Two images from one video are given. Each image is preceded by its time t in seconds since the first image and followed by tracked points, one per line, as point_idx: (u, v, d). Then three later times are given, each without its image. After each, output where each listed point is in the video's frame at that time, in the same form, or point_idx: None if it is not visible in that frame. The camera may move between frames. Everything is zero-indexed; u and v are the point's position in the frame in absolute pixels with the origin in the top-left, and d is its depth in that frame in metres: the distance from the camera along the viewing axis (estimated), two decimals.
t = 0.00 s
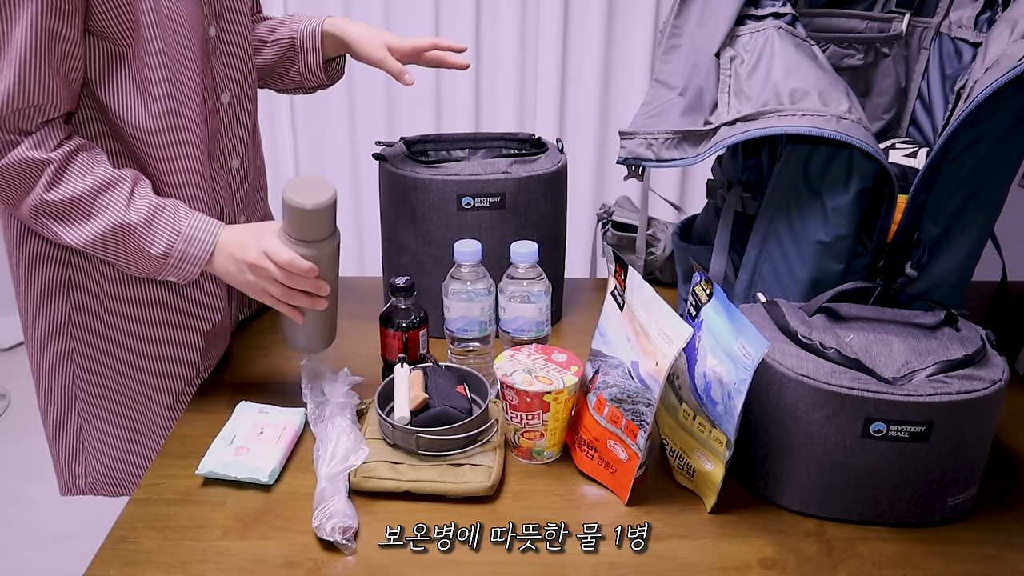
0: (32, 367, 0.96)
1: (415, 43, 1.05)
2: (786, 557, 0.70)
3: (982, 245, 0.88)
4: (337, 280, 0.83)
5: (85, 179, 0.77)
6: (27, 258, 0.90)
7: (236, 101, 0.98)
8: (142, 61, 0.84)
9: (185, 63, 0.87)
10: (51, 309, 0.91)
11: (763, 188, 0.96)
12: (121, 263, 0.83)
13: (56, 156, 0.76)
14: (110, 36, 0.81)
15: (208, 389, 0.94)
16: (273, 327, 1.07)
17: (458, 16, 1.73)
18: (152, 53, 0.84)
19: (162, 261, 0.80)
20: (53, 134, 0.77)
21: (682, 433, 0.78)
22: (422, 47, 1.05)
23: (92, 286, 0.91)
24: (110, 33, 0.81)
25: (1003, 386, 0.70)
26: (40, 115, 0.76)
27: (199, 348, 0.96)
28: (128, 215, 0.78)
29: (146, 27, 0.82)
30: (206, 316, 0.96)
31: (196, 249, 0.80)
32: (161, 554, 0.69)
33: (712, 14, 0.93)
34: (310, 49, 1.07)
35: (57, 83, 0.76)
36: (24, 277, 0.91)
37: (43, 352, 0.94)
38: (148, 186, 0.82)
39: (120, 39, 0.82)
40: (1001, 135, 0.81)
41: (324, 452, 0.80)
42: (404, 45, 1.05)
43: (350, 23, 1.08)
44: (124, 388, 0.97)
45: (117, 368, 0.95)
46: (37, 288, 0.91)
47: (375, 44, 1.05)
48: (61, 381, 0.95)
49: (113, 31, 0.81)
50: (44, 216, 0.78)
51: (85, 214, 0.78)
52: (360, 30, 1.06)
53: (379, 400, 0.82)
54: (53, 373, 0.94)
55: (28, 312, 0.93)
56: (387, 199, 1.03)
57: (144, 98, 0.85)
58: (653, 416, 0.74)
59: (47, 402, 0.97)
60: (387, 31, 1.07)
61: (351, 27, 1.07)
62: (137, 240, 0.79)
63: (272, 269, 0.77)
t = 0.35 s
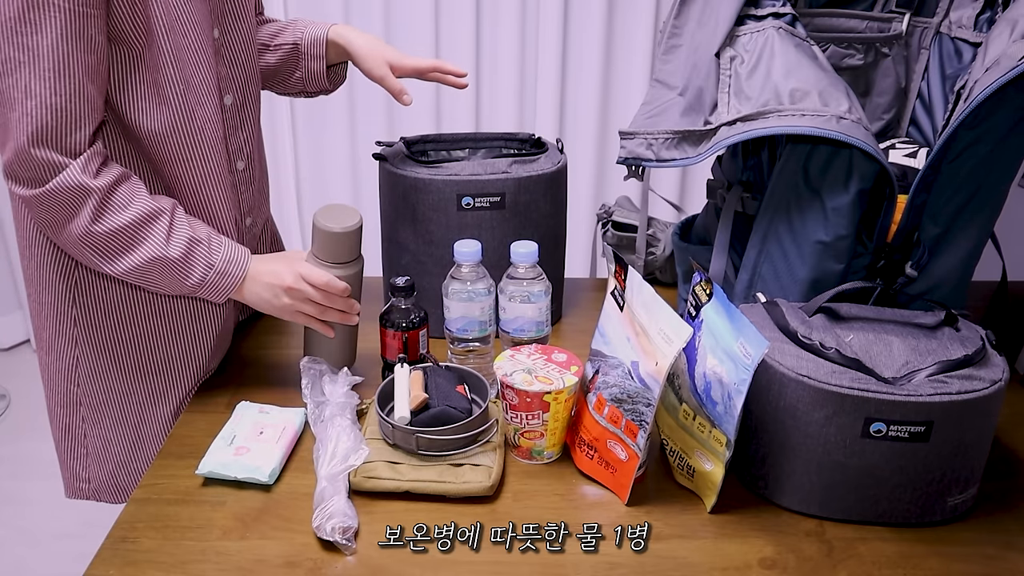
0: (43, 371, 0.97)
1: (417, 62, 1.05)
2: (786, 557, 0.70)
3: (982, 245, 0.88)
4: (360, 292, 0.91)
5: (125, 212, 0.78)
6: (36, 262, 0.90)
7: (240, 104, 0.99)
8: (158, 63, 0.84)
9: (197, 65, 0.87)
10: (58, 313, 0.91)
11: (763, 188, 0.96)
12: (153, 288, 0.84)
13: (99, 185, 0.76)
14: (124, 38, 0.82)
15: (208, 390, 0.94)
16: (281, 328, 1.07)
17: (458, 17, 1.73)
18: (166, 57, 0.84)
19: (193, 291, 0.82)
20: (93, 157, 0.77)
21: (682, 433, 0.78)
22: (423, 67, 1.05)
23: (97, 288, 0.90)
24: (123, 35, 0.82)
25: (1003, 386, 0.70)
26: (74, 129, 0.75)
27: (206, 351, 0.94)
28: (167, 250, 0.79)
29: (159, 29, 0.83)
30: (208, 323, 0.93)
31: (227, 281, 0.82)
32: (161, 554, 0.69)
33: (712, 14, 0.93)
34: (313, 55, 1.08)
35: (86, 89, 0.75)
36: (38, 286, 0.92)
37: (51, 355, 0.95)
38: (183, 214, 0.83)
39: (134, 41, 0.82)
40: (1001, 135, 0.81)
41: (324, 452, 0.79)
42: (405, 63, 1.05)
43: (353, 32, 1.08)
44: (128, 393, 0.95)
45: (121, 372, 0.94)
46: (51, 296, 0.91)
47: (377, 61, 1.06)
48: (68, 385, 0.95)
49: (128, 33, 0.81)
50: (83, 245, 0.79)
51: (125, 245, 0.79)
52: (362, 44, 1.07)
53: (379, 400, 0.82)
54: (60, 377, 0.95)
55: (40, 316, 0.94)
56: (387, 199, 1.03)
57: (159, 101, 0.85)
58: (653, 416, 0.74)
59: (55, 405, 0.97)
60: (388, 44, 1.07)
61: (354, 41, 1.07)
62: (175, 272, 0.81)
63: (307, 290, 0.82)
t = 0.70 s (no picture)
0: (46, 370, 0.97)
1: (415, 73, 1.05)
2: (786, 556, 0.70)
3: (982, 245, 0.88)
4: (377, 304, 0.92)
5: (148, 218, 0.78)
6: (42, 261, 0.90)
7: (243, 106, 0.98)
8: (165, 63, 0.84)
9: (201, 65, 0.87)
10: (64, 312, 0.91)
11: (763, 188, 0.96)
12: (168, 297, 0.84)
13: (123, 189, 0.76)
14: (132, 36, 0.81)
15: (208, 390, 0.94)
16: (283, 327, 1.07)
17: (458, 17, 1.73)
18: (171, 56, 0.84)
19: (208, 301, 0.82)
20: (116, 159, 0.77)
21: (682, 433, 0.78)
22: (423, 80, 1.05)
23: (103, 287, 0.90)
24: (132, 33, 0.81)
25: (1003, 386, 0.70)
26: (93, 127, 0.75)
27: (211, 350, 0.94)
28: (187, 259, 0.80)
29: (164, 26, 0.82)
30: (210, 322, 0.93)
31: (243, 293, 0.82)
32: (161, 553, 0.69)
33: (712, 14, 0.93)
34: (317, 59, 1.08)
35: (104, 86, 0.75)
36: (47, 287, 0.92)
37: (54, 354, 0.94)
38: (201, 224, 0.83)
39: (143, 40, 0.82)
40: (1001, 135, 0.81)
41: (324, 452, 0.79)
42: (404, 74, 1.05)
43: (358, 38, 1.08)
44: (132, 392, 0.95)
45: (125, 372, 0.94)
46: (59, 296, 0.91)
47: (377, 67, 1.05)
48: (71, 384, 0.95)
49: (137, 30, 0.81)
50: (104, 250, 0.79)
51: (146, 251, 0.79)
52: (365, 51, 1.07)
53: (379, 400, 0.82)
54: (63, 375, 0.95)
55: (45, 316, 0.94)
56: (387, 199, 1.03)
57: (165, 101, 0.85)
58: (653, 416, 0.74)
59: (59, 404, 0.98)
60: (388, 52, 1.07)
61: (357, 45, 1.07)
62: (192, 282, 0.81)
63: (329, 292, 0.83)
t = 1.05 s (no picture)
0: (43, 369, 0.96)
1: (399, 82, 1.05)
2: (785, 556, 0.70)
3: (982, 245, 0.88)
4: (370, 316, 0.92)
5: (157, 211, 0.78)
6: (45, 254, 0.90)
7: (247, 105, 0.99)
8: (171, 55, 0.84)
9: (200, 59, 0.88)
10: (67, 305, 0.91)
11: (763, 188, 0.96)
12: (168, 297, 0.83)
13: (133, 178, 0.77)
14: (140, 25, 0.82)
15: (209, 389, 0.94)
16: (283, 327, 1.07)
17: (458, 17, 1.73)
18: (174, 51, 0.83)
19: (209, 303, 0.81)
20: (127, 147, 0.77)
21: (682, 433, 0.78)
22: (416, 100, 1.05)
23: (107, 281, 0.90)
24: (139, 24, 0.82)
25: (1003, 386, 0.70)
26: (104, 111, 0.76)
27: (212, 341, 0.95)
28: (191, 255, 0.79)
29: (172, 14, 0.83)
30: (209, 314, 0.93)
31: (245, 295, 0.82)
32: (161, 554, 0.69)
33: (712, 14, 0.92)
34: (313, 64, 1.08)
35: (114, 71, 0.76)
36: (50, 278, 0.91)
37: (53, 351, 0.94)
38: (205, 224, 0.83)
39: (148, 32, 0.82)
40: (1001, 135, 0.81)
41: (324, 452, 0.79)
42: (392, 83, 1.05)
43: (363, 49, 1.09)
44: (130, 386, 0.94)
45: (125, 367, 0.93)
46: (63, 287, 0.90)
47: (370, 76, 1.07)
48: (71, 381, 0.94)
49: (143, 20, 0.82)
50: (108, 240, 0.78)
51: (151, 244, 0.79)
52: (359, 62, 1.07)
53: (379, 400, 0.82)
54: (64, 373, 0.94)
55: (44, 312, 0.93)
56: (387, 199, 1.03)
57: (166, 94, 0.85)
58: (653, 416, 0.73)
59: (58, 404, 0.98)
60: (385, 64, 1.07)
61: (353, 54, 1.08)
62: (195, 281, 0.80)
63: (318, 300, 0.83)
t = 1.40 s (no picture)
0: (26, 370, 0.94)
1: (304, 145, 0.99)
2: (786, 556, 0.70)
3: (981, 245, 0.88)
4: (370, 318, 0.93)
5: (155, 208, 0.78)
6: (33, 251, 0.90)
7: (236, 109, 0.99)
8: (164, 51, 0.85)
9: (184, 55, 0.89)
10: (55, 306, 0.90)
11: (763, 188, 0.96)
12: (164, 297, 0.83)
13: (131, 174, 0.77)
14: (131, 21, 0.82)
15: (208, 389, 0.94)
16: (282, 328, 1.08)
17: (458, 17, 1.73)
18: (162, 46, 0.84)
19: (205, 302, 0.81)
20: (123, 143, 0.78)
21: (682, 433, 0.78)
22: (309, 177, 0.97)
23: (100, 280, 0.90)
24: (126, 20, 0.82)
25: (1003, 387, 0.70)
26: (98, 105, 0.76)
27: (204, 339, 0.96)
28: (189, 253, 0.79)
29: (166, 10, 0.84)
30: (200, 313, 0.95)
31: (242, 294, 0.82)
32: (161, 554, 0.69)
33: (712, 14, 0.92)
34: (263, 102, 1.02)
35: (108, 66, 0.76)
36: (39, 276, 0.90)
37: (39, 352, 0.93)
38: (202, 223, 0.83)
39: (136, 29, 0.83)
40: (1001, 135, 0.81)
41: (324, 452, 0.79)
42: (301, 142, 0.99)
43: (309, 108, 1.03)
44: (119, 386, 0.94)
45: (117, 366, 0.93)
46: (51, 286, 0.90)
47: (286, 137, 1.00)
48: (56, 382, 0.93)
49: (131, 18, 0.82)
50: (106, 237, 0.78)
51: (148, 241, 0.79)
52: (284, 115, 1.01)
53: (379, 400, 0.82)
54: (48, 374, 0.93)
55: (31, 313, 0.92)
56: (386, 199, 1.03)
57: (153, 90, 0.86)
58: (653, 416, 0.73)
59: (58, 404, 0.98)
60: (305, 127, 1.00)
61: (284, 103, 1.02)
62: (191, 279, 0.80)
63: (318, 302, 0.83)
